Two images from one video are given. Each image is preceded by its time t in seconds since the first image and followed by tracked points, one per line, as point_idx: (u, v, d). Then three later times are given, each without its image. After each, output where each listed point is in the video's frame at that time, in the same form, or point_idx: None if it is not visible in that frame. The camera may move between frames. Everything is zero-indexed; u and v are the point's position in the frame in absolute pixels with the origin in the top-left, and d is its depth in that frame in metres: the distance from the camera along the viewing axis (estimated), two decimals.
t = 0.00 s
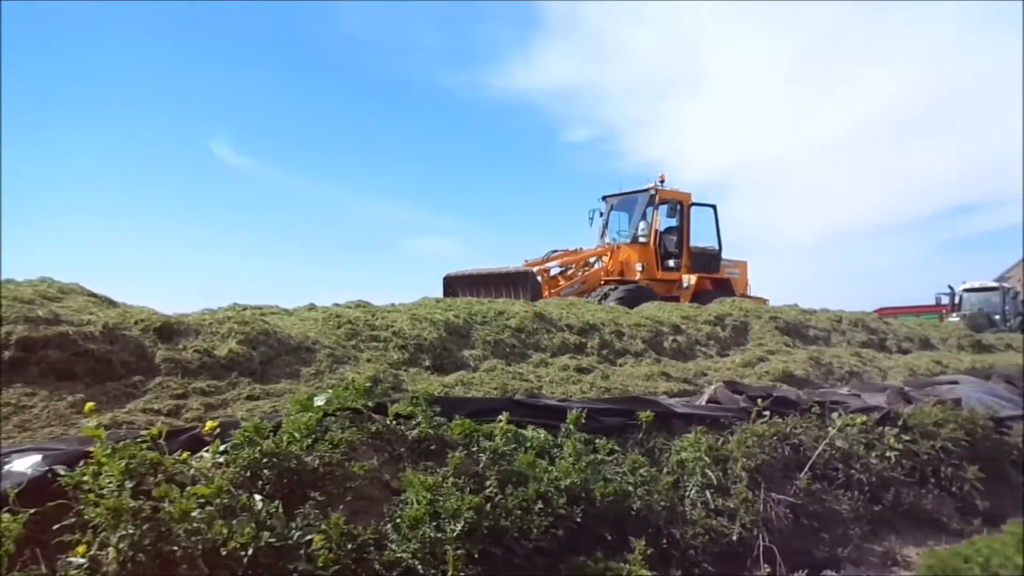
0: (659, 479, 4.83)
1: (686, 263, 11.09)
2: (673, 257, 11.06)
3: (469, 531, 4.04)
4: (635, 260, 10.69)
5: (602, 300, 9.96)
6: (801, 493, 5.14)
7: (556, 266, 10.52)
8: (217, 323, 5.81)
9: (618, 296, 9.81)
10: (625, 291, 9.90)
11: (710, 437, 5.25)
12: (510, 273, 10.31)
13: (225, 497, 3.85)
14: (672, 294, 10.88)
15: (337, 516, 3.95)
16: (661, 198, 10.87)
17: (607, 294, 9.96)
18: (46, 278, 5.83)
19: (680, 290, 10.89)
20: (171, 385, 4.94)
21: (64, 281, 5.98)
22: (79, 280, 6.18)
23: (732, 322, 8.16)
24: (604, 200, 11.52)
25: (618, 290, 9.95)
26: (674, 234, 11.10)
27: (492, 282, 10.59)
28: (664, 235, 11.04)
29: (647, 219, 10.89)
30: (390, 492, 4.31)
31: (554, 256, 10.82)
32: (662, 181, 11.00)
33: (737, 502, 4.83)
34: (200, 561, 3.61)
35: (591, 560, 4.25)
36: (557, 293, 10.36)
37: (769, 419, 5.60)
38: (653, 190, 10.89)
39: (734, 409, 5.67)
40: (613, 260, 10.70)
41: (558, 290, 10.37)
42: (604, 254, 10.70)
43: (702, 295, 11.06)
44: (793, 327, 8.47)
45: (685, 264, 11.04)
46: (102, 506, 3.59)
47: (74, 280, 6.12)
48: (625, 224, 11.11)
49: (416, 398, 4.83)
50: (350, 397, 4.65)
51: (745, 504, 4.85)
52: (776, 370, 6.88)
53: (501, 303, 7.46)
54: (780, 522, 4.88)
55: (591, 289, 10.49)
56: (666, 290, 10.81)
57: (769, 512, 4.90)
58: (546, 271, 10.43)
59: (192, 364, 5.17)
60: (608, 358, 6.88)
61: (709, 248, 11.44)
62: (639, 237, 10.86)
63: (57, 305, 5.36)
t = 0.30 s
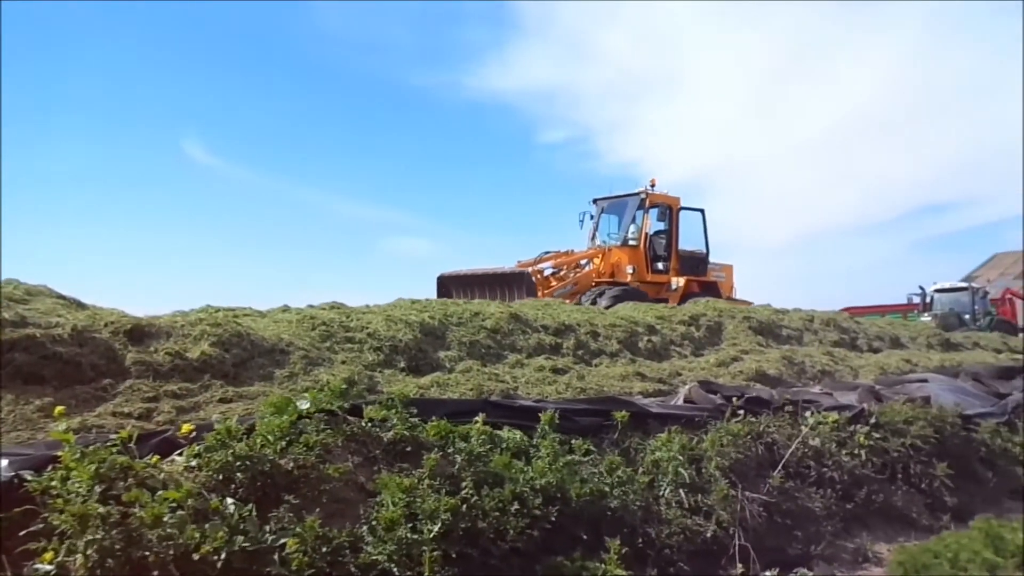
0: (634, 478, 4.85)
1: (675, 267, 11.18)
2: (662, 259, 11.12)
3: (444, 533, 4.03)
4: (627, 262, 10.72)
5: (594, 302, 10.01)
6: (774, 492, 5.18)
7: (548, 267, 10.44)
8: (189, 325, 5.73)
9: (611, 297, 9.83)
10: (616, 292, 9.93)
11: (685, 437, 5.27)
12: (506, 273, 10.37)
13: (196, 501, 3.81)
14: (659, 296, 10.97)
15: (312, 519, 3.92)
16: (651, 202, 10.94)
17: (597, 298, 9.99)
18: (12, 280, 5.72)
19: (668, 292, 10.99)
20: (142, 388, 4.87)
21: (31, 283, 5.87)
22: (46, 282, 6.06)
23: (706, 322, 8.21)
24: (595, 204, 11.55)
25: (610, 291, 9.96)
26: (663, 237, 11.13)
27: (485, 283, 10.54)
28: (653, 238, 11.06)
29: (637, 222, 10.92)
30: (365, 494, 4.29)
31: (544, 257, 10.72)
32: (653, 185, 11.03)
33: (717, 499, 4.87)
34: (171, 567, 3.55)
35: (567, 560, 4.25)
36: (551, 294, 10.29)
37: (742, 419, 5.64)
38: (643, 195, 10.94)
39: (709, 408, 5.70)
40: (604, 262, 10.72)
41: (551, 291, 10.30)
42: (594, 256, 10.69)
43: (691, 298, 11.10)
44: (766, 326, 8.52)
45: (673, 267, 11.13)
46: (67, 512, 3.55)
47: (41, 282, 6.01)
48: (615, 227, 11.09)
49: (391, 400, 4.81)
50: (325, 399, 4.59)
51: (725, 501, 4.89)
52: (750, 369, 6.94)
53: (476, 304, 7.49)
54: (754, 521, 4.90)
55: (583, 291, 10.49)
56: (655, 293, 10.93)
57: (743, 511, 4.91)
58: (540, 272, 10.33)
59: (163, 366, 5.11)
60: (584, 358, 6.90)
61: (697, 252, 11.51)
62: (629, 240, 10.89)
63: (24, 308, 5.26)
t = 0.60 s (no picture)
0: (612, 479, 4.86)
1: (666, 269, 11.18)
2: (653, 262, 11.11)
3: (423, 534, 4.03)
4: (619, 265, 10.65)
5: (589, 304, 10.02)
6: (751, 491, 5.22)
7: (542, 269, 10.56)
8: (164, 327, 5.67)
9: (607, 298, 9.96)
10: (612, 292, 10.03)
11: (663, 437, 5.30)
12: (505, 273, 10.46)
13: (173, 504, 3.76)
14: (651, 297, 10.97)
15: (289, 522, 3.89)
16: (643, 206, 11.01)
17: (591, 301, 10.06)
18: None
19: (660, 295, 10.97)
20: (116, 390, 4.82)
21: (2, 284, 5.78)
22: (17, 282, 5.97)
23: (684, 323, 8.25)
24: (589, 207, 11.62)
25: (605, 294, 10.07)
26: (655, 240, 11.14)
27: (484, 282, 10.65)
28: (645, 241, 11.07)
29: (629, 225, 11.00)
30: (342, 497, 4.27)
31: (539, 260, 10.82)
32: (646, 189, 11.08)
33: (688, 500, 4.88)
34: (146, 571, 3.54)
35: (546, 561, 4.26)
36: (545, 296, 10.39)
37: (720, 419, 5.67)
38: (636, 198, 11.00)
39: (687, 409, 5.73)
40: (597, 264, 10.70)
41: (545, 293, 10.36)
42: (588, 258, 10.74)
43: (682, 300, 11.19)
44: (743, 327, 8.58)
45: (665, 270, 11.11)
46: (41, 516, 3.49)
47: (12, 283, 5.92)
48: (608, 230, 11.23)
49: (369, 402, 4.79)
50: (301, 402, 4.54)
51: (696, 502, 4.90)
52: (727, 370, 6.98)
53: (455, 305, 7.48)
54: (730, 520, 4.94)
55: (578, 292, 10.50)
56: (647, 295, 10.92)
57: (720, 510, 4.95)
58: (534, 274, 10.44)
59: (138, 369, 5.05)
60: (562, 359, 6.91)
61: (688, 255, 11.55)
62: (621, 243, 10.93)
63: None
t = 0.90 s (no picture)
0: (587, 480, 4.88)
1: (653, 273, 11.26)
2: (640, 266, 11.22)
3: (397, 536, 4.00)
4: (608, 266, 10.73)
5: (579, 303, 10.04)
6: (723, 491, 5.27)
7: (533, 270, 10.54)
8: (133, 326, 5.56)
9: (596, 297, 9.97)
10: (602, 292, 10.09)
11: (637, 437, 5.33)
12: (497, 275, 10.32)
13: (141, 508, 3.72)
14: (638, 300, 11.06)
15: (261, 524, 3.84)
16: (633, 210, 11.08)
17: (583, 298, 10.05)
18: None
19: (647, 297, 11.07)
20: (83, 391, 4.72)
21: None
22: None
23: (657, 325, 8.31)
24: (577, 212, 11.70)
25: (595, 292, 10.09)
26: (642, 244, 11.23)
27: (475, 282, 10.53)
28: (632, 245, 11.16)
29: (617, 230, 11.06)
30: (316, 499, 4.21)
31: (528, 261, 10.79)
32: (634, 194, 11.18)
33: (665, 499, 4.93)
34: None
35: (520, 562, 4.26)
36: (536, 297, 10.37)
37: (692, 419, 5.71)
38: (625, 203, 11.08)
39: (660, 409, 5.77)
40: (586, 267, 10.76)
41: (536, 294, 10.34)
42: (577, 260, 10.78)
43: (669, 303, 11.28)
44: (715, 329, 8.65)
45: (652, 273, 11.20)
46: (7, 520, 3.46)
47: None
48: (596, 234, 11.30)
49: (343, 403, 4.75)
50: (274, 402, 4.49)
51: (672, 501, 4.95)
52: (699, 371, 7.04)
53: (429, 305, 7.45)
54: (703, 520, 4.98)
55: (567, 294, 10.55)
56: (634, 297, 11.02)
57: (692, 510, 4.98)
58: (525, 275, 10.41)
59: (106, 369, 4.96)
60: (537, 360, 6.92)
61: (674, 259, 11.66)
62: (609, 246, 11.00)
63: None
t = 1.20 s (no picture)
0: (559, 480, 4.88)
1: (637, 274, 11.33)
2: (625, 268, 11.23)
3: (368, 538, 3.98)
4: (594, 269, 10.79)
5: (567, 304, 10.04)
6: (695, 491, 5.30)
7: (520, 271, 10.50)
8: (99, 328, 5.48)
9: (581, 300, 10.00)
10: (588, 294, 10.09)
11: (610, 437, 5.35)
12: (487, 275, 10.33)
13: (108, 511, 3.67)
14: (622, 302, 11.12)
15: (230, 528, 3.80)
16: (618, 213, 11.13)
17: (570, 298, 10.11)
18: None
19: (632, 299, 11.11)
20: (48, 393, 4.64)
21: None
22: None
23: (630, 325, 8.35)
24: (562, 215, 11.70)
25: (582, 292, 10.16)
26: (627, 247, 11.25)
27: (464, 282, 10.52)
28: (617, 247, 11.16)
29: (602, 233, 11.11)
30: (287, 501, 4.16)
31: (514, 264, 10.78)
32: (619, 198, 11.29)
33: (637, 500, 4.94)
34: None
35: (493, 563, 4.25)
36: (525, 297, 10.32)
37: (665, 419, 5.75)
38: (610, 206, 11.14)
39: (632, 410, 5.79)
40: (573, 268, 10.78)
41: (524, 295, 10.32)
42: (563, 262, 10.79)
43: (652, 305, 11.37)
44: (688, 329, 8.71)
45: (636, 275, 11.25)
46: None
47: None
48: (581, 237, 11.34)
49: (315, 404, 4.71)
50: (245, 404, 4.46)
51: (644, 502, 4.96)
52: (672, 371, 7.08)
53: (402, 306, 7.42)
54: (675, 519, 5.00)
55: (554, 295, 10.55)
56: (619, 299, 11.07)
57: (664, 510, 5.01)
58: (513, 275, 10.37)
59: (71, 371, 4.87)
60: (510, 361, 6.92)
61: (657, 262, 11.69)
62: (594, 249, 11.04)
63: None
